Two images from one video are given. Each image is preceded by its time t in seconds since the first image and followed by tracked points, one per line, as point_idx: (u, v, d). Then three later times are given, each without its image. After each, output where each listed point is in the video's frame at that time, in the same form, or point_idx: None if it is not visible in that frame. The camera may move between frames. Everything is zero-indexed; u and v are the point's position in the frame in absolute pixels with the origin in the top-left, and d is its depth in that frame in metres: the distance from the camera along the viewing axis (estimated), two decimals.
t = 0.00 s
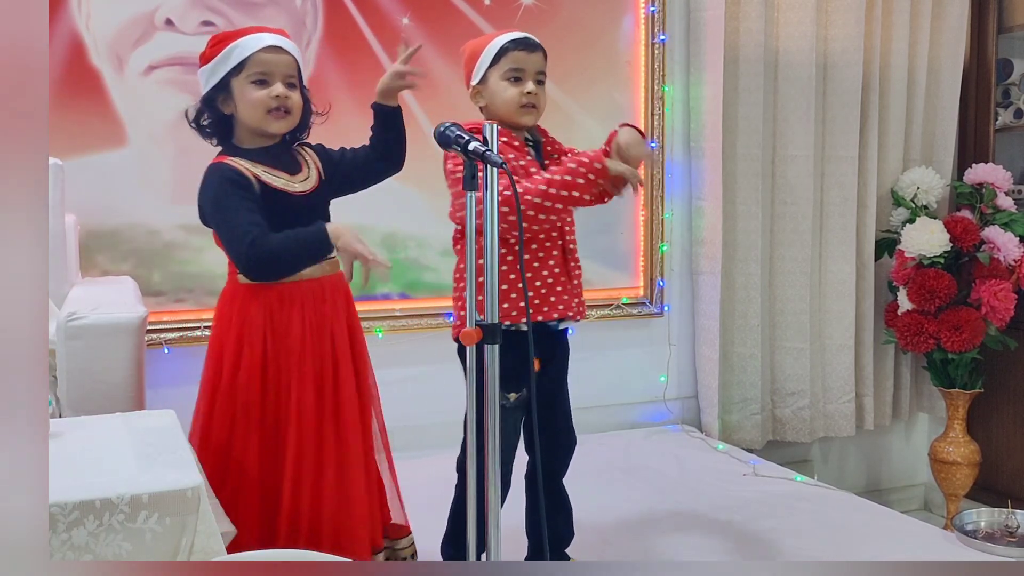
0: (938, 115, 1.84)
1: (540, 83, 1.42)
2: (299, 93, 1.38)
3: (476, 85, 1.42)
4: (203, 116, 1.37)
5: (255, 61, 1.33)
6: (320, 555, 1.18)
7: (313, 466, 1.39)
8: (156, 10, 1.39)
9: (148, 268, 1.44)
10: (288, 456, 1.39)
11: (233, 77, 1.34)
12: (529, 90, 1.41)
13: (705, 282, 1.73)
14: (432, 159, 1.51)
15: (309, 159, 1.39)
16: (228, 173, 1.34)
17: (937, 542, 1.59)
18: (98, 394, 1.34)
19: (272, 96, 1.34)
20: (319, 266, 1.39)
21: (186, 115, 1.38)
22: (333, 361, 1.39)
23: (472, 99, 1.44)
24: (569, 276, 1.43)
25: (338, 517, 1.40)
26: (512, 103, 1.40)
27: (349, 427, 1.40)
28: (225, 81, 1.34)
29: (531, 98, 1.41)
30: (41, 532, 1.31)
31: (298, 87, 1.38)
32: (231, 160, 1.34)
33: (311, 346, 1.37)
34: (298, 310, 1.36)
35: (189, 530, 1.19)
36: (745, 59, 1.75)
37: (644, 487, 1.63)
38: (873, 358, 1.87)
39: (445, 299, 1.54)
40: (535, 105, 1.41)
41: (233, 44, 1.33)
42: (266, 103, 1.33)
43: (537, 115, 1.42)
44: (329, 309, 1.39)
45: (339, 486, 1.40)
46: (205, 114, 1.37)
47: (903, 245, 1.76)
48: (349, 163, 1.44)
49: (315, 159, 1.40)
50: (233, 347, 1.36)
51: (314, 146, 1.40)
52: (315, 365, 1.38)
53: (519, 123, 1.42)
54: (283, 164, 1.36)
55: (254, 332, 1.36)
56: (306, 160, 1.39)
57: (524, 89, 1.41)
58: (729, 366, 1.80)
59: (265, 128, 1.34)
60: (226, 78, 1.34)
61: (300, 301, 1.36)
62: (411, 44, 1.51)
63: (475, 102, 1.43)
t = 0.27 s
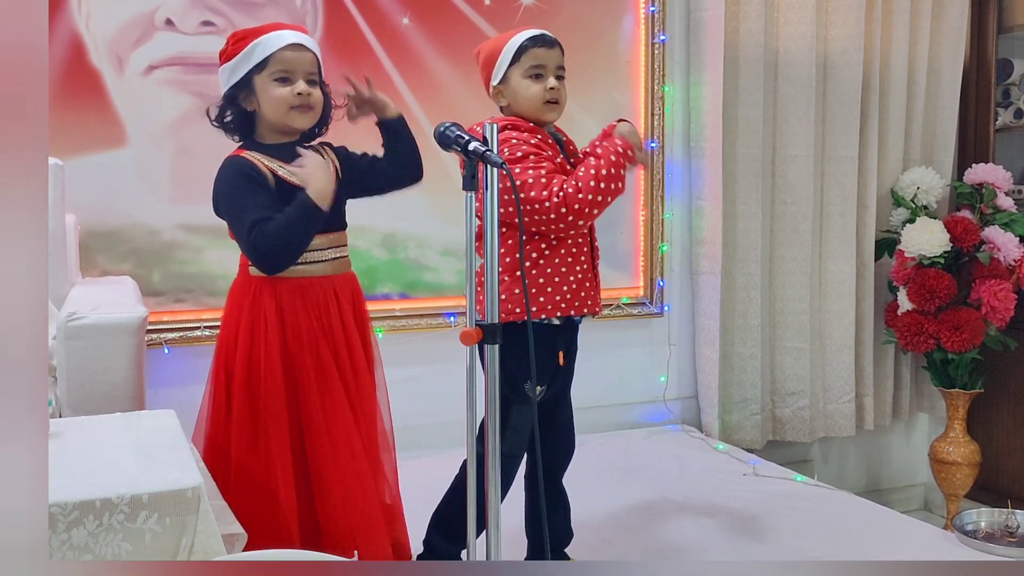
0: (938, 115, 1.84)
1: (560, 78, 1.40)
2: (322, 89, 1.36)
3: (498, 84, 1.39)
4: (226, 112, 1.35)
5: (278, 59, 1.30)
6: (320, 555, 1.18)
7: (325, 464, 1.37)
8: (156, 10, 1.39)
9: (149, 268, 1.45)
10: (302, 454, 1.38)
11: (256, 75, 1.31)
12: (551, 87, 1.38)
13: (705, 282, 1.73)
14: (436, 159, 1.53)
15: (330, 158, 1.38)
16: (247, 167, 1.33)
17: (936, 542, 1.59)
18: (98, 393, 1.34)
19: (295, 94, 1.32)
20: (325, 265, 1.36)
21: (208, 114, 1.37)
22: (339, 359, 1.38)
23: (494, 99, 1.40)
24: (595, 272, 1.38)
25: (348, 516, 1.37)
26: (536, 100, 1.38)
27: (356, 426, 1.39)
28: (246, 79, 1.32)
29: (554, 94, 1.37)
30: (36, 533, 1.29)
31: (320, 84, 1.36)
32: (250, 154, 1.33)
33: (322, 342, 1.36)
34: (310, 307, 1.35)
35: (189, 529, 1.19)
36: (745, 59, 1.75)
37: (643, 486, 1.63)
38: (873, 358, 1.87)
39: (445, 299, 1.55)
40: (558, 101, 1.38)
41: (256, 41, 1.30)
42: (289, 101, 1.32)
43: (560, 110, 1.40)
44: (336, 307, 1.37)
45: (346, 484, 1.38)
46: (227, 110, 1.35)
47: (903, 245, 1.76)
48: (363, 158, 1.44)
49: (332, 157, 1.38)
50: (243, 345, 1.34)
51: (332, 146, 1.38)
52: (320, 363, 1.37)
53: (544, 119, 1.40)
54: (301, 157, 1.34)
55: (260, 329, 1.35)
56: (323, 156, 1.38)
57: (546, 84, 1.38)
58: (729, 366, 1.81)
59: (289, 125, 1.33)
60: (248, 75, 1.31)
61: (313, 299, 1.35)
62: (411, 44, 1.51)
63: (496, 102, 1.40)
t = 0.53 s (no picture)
0: (938, 115, 1.85)
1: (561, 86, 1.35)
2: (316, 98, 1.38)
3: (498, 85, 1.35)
4: (223, 116, 1.38)
5: (277, 64, 1.31)
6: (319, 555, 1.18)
7: (318, 468, 1.33)
8: (156, 11, 1.39)
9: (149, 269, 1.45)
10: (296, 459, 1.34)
11: (254, 78, 1.32)
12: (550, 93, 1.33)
13: (705, 282, 1.73)
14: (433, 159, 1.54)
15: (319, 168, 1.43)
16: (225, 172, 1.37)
17: (936, 542, 1.59)
18: (98, 393, 1.34)
19: (290, 101, 1.34)
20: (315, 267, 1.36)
21: (207, 116, 1.40)
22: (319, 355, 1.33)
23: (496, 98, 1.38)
24: (595, 273, 1.38)
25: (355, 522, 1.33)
26: (533, 106, 1.33)
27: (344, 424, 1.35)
28: (244, 82, 1.33)
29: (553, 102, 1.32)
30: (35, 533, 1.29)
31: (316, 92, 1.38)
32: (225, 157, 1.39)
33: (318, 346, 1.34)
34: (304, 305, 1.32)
35: (189, 530, 1.19)
36: (745, 59, 1.75)
37: (643, 486, 1.63)
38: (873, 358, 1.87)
39: (445, 299, 1.55)
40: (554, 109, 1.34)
41: (256, 46, 1.30)
42: (283, 109, 1.34)
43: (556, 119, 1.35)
44: (316, 305, 1.33)
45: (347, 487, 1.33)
46: (224, 114, 1.38)
47: (903, 244, 1.75)
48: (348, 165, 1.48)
49: (326, 166, 1.44)
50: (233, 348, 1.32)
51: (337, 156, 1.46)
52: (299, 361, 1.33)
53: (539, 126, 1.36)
54: (283, 165, 1.37)
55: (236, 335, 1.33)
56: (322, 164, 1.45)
57: (546, 91, 1.33)
58: (729, 366, 1.81)
59: (280, 134, 1.35)
60: (246, 78, 1.32)
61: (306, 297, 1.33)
62: (411, 44, 1.51)
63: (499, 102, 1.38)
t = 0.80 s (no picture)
0: (938, 115, 1.85)
1: (546, 79, 1.47)
2: (307, 95, 1.44)
3: (484, 84, 1.45)
4: (210, 105, 1.39)
5: (267, 56, 1.40)
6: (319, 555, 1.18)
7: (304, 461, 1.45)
8: (156, 11, 1.39)
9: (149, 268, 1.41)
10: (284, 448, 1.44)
11: (244, 69, 1.39)
12: (537, 87, 1.45)
13: (705, 282, 1.73)
14: (433, 162, 1.53)
15: (285, 163, 1.42)
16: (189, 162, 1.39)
17: (937, 542, 1.59)
18: (98, 393, 1.34)
19: (277, 92, 1.40)
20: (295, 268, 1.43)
21: (192, 107, 1.39)
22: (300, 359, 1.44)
23: (480, 99, 1.47)
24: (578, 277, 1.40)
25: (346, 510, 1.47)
26: (521, 99, 1.44)
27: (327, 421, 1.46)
28: (234, 72, 1.39)
29: (539, 94, 1.45)
30: (37, 533, 1.29)
31: (307, 89, 1.44)
32: (201, 148, 1.39)
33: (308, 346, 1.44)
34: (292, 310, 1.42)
35: (189, 530, 1.20)
36: (745, 59, 1.75)
37: (643, 486, 1.63)
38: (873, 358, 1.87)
39: (446, 299, 1.55)
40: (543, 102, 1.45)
41: (249, 37, 1.39)
42: (270, 97, 1.39)
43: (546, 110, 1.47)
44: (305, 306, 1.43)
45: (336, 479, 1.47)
46: (212, 104, 1.39)
47: (903, 245, 1.76)
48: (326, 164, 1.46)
49: (294, 162, 1.44)
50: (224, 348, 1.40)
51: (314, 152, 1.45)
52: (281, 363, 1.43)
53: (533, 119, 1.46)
54: (244, 162, 1.40)
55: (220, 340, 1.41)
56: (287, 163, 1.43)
57: (532, 84, 1.45)
58: (729, 366, 1.81)
59: (265, 122, 1.40)
60: (237, 69, 1.39)
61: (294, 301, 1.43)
62: (411, 45, 1.51)
63: (484, 102, 1.47)
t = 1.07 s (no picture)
0: (938, 115, 1.85)
1: (537, 85, 1.40)
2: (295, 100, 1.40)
3: (474, 87, 1.40)
4: (198, 104, 1.38)
5: (259, 59, 1.36)
6: (320, 554, 1.19)
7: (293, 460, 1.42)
8: (156, 11, 1.39)
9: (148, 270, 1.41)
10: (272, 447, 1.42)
11: (234, 70, 1.36)
12: (528, 94, 1.39)
13: (705, 282, 1.73)
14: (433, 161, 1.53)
15: (259, 160, 1.37)
16: (172, 162, 1.38)
17: (937, 542, 1.59)
18: (98, 393, 1.34)
19: (264, 96, 1.36)
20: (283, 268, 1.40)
21: (184, 104, 1.38)
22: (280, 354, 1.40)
23: (471, 102, 1.42)
24: (571, 282, 1.41)
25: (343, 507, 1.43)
26: (511, 105, 1.38)
27: (312, 416, 1.42)
28: (224, 72, 1.37)
29: (529, 100, 1.38)
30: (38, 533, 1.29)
31: (296, 95, 1.41)
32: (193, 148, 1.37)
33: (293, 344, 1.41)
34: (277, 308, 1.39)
35: (189, 530, 1.20)
36: (745, 60, 1.75)
37: (643, 486, 1.63)
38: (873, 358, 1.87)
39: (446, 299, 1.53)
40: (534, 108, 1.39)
41: (242, 39, 1.36)
42: (256, 100, 1.36)
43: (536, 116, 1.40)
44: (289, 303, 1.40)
45: (328, 475, 1.43)
46: (200, 102, 1.38)
47: (903, 245, 1.76)
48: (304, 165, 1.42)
49: (269, 160, 1.38)
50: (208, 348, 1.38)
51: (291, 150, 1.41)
52: (260, 360, 1.40)
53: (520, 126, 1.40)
54: (223, 162, 1.37)
55: (199, 342, 1.38)
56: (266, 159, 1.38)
57: (522, 91, 1.38)
58: (729, 366, 1.81)
59: (249, 124, 1.36)
60: (227, 69, 1.36)
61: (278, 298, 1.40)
62: (411, 44, 1.51)
63: (475, 106, 1.41)
